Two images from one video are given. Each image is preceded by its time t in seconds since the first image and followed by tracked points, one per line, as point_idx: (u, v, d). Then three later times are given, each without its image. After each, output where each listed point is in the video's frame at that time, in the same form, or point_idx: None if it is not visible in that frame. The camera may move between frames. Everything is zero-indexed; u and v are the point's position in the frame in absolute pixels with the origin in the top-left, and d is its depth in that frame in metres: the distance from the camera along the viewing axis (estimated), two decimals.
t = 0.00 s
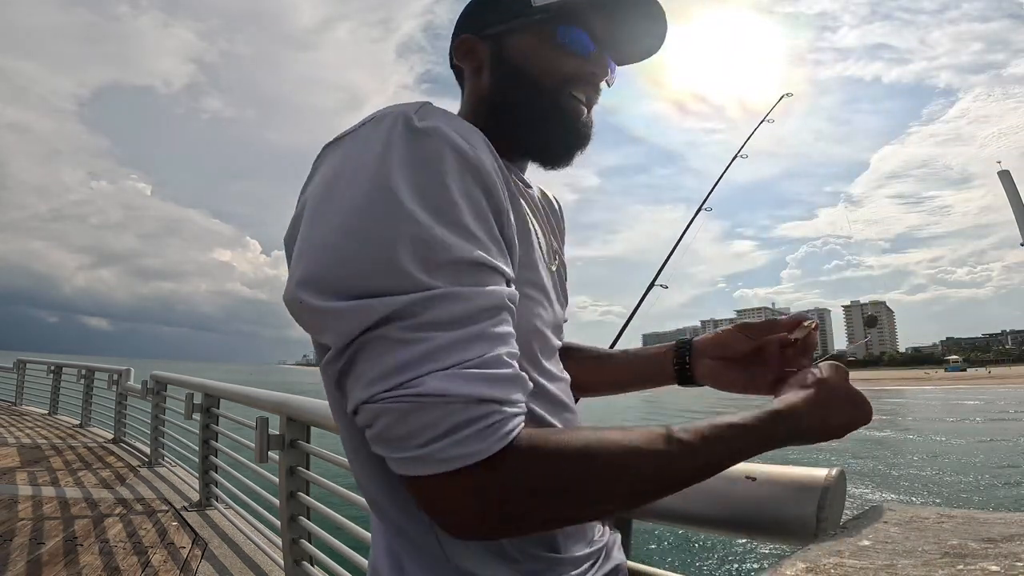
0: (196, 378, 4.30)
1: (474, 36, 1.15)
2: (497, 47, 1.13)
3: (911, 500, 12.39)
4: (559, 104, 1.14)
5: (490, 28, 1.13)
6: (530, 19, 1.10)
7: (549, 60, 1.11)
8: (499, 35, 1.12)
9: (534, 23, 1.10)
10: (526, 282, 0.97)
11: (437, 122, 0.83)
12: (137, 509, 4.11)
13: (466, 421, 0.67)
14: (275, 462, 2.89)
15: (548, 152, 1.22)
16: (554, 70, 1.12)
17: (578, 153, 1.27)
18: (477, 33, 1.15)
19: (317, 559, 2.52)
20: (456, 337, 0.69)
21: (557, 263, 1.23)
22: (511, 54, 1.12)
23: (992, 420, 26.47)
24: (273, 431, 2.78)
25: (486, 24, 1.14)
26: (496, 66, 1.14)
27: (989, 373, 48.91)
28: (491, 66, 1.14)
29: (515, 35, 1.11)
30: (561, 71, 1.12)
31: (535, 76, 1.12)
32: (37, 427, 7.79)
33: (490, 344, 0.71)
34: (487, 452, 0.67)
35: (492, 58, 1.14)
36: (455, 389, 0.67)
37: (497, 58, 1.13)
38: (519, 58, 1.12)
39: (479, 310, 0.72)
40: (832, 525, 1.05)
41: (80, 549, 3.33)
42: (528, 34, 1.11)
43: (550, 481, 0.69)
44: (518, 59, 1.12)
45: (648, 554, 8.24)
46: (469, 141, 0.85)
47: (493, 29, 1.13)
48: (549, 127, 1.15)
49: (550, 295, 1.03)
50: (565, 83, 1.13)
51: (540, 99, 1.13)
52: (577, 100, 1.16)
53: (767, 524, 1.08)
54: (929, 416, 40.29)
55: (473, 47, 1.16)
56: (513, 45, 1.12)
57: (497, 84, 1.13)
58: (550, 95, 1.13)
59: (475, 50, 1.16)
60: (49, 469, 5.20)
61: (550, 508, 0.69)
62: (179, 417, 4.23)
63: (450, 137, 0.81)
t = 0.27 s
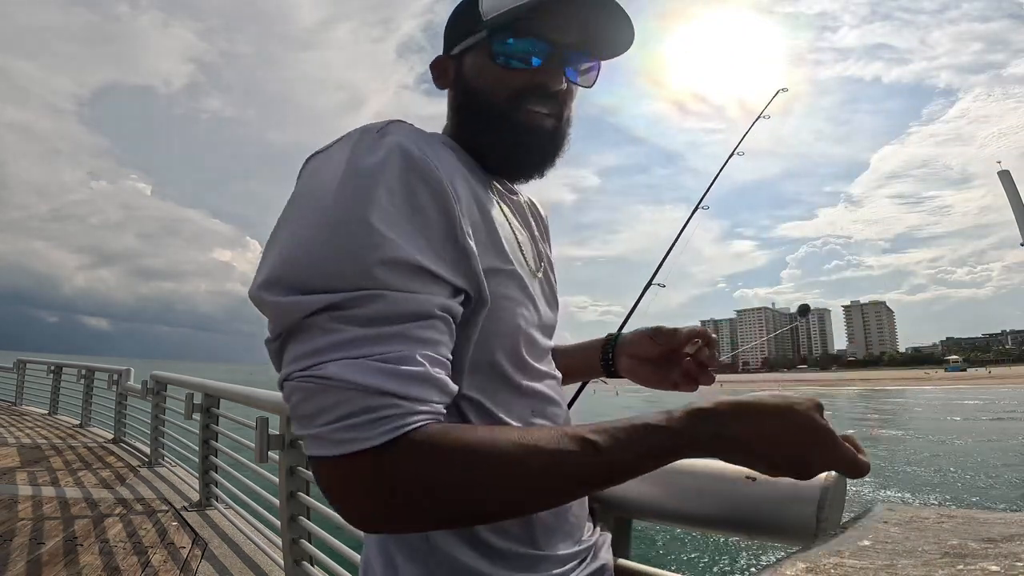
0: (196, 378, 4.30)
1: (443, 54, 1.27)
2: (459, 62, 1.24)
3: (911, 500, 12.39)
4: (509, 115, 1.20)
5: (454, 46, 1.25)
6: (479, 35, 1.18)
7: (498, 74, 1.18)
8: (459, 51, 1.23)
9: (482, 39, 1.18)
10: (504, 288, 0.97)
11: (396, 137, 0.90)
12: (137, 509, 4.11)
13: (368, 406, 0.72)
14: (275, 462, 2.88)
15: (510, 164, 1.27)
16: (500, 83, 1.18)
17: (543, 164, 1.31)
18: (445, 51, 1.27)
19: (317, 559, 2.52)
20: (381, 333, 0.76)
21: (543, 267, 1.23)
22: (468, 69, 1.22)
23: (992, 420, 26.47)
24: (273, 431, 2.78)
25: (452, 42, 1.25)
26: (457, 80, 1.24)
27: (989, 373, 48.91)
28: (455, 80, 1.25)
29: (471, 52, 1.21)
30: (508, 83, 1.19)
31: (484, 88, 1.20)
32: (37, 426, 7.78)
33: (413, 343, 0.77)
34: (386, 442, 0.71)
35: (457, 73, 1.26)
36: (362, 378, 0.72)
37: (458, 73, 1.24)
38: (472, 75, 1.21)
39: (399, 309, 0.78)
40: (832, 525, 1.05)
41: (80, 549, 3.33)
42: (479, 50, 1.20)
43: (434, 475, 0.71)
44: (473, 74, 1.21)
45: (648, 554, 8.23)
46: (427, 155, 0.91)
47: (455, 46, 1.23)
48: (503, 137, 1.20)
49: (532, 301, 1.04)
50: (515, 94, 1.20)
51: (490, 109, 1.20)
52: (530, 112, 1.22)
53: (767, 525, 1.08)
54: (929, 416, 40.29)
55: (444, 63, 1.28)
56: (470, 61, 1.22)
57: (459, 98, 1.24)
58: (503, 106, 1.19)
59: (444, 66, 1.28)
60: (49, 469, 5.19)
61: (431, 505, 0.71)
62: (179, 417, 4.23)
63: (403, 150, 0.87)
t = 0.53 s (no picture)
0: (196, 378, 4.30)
1: (467, 56, 1.29)
2: (484, 72, 1.27)
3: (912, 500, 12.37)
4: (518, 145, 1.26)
5: (480, 54, 1.27)
6: (517, 57, 1.23)
7: (521, 105, 1.25)
8: (488, 62, 1.26)
9: (520, 62, 1.23)
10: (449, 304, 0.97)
11: (329, 166, 0.95)
12: (137, 509, 4.11)
13: (224, 397, 0.81)
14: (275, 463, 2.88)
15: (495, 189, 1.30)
16: (522, 114, 1.25)
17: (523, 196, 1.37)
18: (471, 53, 1.29)
19: (317, 559, 2.52)
20: (260, 339, 0.84)
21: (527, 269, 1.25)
22: (491, 84, 1.25)
23: (992, 420, 26.46)
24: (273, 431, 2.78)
25: (480, 47, 1.27)
26: (475, 90, 1.27)
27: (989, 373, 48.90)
28: (474, 89, 1.28)
29: (499, 68, 1.25)
30: (529, 115, 1.25)
31: (504, 113, 1.25)
32: (38, 427, 7.78)
33: (291, 353, 0.85)
34: (229, 427, 0.80)
35: (477, 79, 1.28)
36: (223, 372, 0.81)
37: (479, 83, 1.27)
38: (496, 93, 1.25)
39: (291, 325, 0.84)
40: (832, 525, 1.05)
41: (80, 549, 3.33)
42: (511, 71, 1.24)
43: (279, 461, 0.78)
44: (495, 93, 1.25)
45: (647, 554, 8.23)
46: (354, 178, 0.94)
47: (484, 55, 1.26)
48: (508, 164, 1.25)
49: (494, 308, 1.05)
50: (530, 128, 1.26)
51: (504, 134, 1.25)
52: (536, 146, 1.29)
53: (767, 525, 1.08)
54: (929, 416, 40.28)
55: (465, 63, 1.30)
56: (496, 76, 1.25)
57: (475, 109, 1.27)
58: (514, 136, 1.25)
59: (464, 67, 1.30)
60: (49, 469, 5.19)
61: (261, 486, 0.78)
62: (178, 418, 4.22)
63: (321, 180, 0.91)
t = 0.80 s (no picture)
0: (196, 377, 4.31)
1: (466, 62, 1.29)
2: (483, 79, 1.26)
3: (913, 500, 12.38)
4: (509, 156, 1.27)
5: (480, 61, 1.27)
6: (515, 67, 1.23)
7: (515, 115, 1.24)
8: (486, 70, 1.25)
9: (516, 72, 1.23)
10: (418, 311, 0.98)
11: (311, 169, 0.96)
12: (137, 509, 4.11)
13: (174, 377, 0.82)
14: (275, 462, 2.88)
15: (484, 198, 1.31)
16: (515, 124, 1.25)
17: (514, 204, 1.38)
18: (470, 59, 1.29)
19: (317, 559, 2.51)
20: (219, 327, 0.85)
21: (513, 274, 1.25)
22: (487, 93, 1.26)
23: (993, 420, 26.46)
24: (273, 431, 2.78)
25: (480, 53, 1.27)
26: (472, 97, 1.27)
27: (989, 373, 48.91)
28: (471, 96, 1.28)
29: (497, 77, 1.24)
30: (520, 126, 1.25)
31: (496, 123, 1.25)
32: (38, 426, 7.79)
33: (249, 344, 0.86)
34: (180, 405, 0.81)
35: (475, 86, 1.28)
36: (183, 355, 0.83)
37: (476, 91, 1.27)
38: (492, 101, 1.25)
39: (246, 317, 0.85)
40: (832, 525, 1.05)
41: (80, 549, 3.33)
42: (507, 80, 1.24)
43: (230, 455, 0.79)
44: (490, 102, 1.25)
45: (646, 554, 8.25)
46: (335, 183, 0.95)
47: (484, 62, 1.26)
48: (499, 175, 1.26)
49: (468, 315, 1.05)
50: (523, 138, 1.26)
51: (496, 144, 1.25)
52: (527, 156, 1.29)
53: (767, 525, 1.08)
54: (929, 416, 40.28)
55: (465, 71, 1.30)
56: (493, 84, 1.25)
57: (469, 117, 1.27)
58: (506, 145, 1.25)
59: (463, 74, 1.30)
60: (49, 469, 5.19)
61: (195, 470, 0.80)
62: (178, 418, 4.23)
63: (300, 183, 0.93)
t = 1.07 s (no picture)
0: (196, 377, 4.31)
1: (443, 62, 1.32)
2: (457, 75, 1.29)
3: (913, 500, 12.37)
4: (487, 149, 1.26)
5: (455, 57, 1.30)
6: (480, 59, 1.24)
7: (487, 105, 1.24)
8: (457, 66, 1.27)
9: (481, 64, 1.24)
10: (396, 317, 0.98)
11: (287, 175, 0.96)
12: (137, 509, 4.11)
13: (159, 379, 0.83)
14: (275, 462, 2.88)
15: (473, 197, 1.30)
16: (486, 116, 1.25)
17: (506, 200, 1.37)
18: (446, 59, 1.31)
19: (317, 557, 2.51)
20: (204, 332, 0.85)
21: (502, 274, 1.25)
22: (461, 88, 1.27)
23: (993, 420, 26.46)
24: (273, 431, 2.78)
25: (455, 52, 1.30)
26: (451, 94, 1.30)
27: (988, 373, 48.93)
28: (450, 92, 1.31)
29: (467, 71, 1.26)
30: (492, 117, 1.25)
31: (470, 115, 1.26)
32: (38, 426, 7.78)
33: (232, 348, 0.85)
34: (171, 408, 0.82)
35: (451, 83, 1.30)
36: (170, 359, 0.83)
37: (453, 88, 1.29)
38: (465, 96, 1.27)
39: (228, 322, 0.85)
40: (832, 525, 1.05)
41: (80, 549, 3.33)
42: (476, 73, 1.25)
43: (213, 466, 0.80)
44: (464, 96, 1.27)
45: (646, 554, 8.25)
46: (311, 188, 0.95)
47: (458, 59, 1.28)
48: (477, 169, 1.25)
49: (453, 315, 1.05)
50: (498, 129, 1.25)
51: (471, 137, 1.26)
52: (505, 150, 1.27)
53: (766, 525, 1.08)
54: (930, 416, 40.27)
55: (442, 70, 1.33)
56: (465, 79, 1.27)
57: (449, 115, 1.29)
58: (480, 138, 1.25)
59: (441, 74, 1.32)
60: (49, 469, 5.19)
61: (174, 471, 0.80)
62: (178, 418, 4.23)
63: (277, 190, 0.94)
